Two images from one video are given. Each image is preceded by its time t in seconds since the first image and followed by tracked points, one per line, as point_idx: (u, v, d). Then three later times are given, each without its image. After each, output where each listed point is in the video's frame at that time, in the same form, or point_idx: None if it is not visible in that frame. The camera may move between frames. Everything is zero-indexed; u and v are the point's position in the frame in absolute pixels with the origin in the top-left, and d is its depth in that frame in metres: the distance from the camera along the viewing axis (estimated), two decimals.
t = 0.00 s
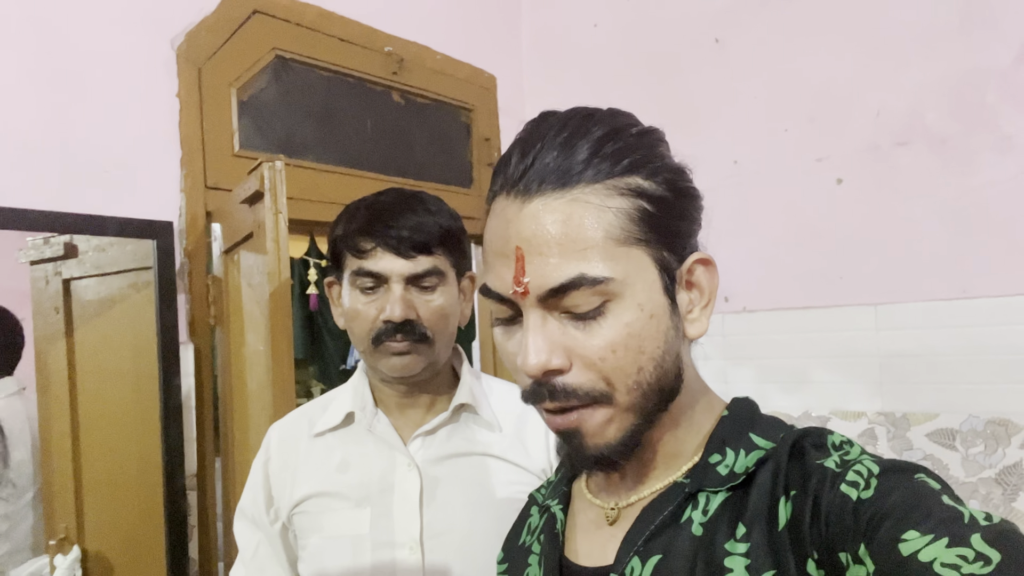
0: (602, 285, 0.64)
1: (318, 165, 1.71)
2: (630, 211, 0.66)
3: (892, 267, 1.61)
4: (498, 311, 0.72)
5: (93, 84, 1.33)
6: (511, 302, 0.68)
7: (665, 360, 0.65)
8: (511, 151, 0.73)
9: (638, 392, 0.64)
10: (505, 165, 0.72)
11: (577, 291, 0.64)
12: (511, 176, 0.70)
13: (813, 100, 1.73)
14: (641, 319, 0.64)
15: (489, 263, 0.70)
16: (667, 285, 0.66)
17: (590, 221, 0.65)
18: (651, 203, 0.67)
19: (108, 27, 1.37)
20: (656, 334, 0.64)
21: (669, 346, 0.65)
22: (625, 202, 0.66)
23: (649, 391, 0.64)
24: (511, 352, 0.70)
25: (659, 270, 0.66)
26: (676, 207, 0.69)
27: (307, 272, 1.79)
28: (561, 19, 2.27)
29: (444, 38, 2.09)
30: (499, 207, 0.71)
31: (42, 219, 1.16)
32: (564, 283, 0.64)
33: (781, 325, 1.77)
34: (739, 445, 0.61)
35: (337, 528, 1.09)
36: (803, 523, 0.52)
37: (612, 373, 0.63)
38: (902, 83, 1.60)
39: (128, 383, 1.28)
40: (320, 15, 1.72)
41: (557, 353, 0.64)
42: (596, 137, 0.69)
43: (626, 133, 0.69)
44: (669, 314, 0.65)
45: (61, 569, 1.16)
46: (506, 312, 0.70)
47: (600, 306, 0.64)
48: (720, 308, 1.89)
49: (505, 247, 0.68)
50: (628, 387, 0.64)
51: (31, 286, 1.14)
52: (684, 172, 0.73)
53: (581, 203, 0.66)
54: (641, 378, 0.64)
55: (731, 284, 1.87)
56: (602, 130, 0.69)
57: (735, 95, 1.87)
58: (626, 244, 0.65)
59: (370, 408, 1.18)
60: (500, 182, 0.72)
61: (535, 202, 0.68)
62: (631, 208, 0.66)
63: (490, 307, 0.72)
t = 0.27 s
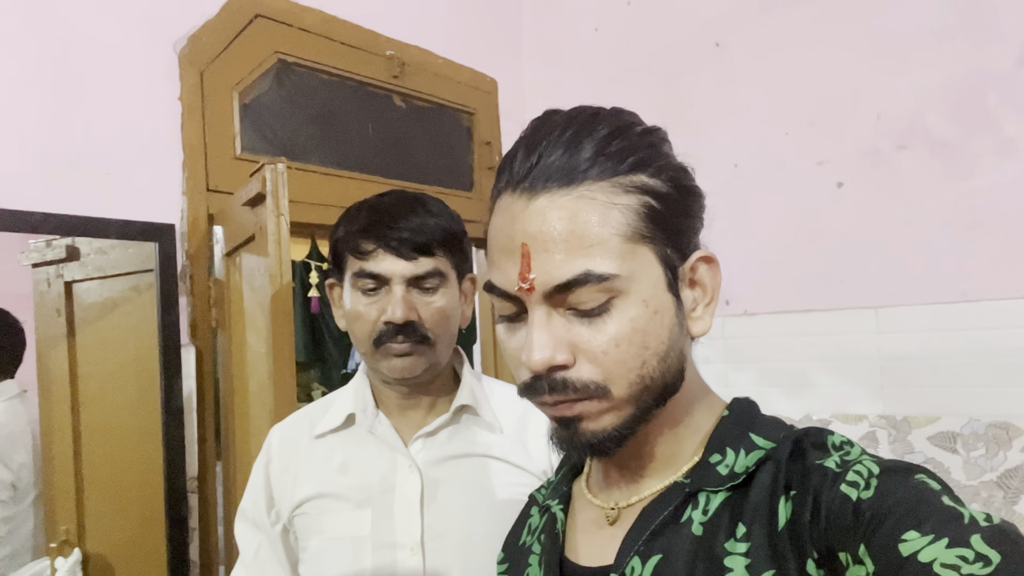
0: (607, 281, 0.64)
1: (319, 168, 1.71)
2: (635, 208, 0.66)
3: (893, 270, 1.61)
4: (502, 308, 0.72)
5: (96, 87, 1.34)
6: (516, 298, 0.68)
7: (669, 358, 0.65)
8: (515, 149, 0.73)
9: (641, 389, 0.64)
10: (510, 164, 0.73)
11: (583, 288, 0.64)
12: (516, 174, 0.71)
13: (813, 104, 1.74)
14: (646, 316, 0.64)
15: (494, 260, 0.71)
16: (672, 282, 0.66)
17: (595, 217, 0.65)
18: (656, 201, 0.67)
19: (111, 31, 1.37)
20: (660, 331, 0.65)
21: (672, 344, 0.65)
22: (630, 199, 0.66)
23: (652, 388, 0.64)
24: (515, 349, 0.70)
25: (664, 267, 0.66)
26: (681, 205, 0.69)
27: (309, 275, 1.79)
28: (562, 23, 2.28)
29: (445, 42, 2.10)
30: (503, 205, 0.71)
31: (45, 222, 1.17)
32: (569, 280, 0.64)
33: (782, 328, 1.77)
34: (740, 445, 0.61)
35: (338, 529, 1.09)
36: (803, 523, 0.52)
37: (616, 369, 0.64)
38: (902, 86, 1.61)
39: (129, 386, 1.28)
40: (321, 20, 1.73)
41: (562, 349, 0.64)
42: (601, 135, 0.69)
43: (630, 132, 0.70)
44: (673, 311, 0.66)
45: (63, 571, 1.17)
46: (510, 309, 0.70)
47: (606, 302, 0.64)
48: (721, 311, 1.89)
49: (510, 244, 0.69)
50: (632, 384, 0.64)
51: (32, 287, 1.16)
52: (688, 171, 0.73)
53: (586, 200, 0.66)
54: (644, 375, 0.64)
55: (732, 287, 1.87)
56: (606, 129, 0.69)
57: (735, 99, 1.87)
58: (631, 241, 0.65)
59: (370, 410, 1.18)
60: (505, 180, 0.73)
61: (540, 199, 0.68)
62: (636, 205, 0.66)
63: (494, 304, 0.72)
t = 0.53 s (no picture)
0: (605, 282, 0.64)
1: (317, 172, 1.72)
2: (633, 209, 0.66)
3: (890, 275, 1.62)
4: (499, 307, 0.72)
5: (94, 91, 1.34)
6: (513, 297, 0.68)
7: (665, 360, 0.65)
8: (514, 150, 0.74)
9: (637, 391, 0.64)
10: (509, 164, 0.73)
11: (580, 287, 0.65)
12: (515, 174, 0.71)
13: (811, 109, 1.74)
14: (643, 317, 0.64)
15: (492, 259, 0.71)
16: (668, 284, 0.66)
17: (594, 218, 0.66)
18: (654, 203, 0.67)
19: (110, 35, 1.38)
20: (657, 332, 0.65)
21: (668, 346, 0.66)
22: (628, 200, 0.67)
23: (649, 390, 0.65)
24: (512, 349, 0.70)
25: (661, 269, 0.66)
26: (679, 209, 0.70)
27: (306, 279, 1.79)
28: (560, 28, 2.28)
29: (443, 47, 2.10)
30: (502, 204, 0.71)
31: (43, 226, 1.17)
32: (566, 279, 0.64)
33: (780, 333, 1.78)
34: (736, 449, 0.61)
35: (335, 533, 1.09)
36: (799, 527, 0.52)
37: (613, 370, 0.64)
38: (899, 92, 1.61)
39: (125, 390, 1.28)
40: (318, 23, 1.72)
41: (559, 349, 0.65)
42: (600, 137, 0.69)
43: (629, 135, 0.70)
44: (669, 314, 0.66)
45: None
46: (506, 308, 0.70)
47: (603, 303, 0.65)
48: (718, 315, 1.89)
49: (508, 243, 0.69)
50: (628, 385, 0.64)
51: (29, 291, 1.15)
52: (686, 175, 0.73)
53: (585, 200, 0.67)
54: (640, 377, 0.64)
55: (729, 292, 1.87)
56: (605, 131, 0.70)
57: (733, 104, 1.88)
58: (628, 242, 0.65)
59: (368, 413, 1.19)
60: (503, 180, 0.73)
61: (539, 199, 0.68)
62: (633, 207, 0.67)
63: (491, 303, 0.72)
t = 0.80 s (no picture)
0: (608, 274, 0.65)
1: (320, 177, 1.72)
2: (637, 204, 0.67)
3: (891, 281, 1.62)
4: (503, 300, 0.72)
5: (99, 96, 1.35)
6: (517, 289, 0.68)
7: (669, 355, 0.66)
8: (521, 146, 0.74)
9: (640, 384, 0.64)
10: (516, 160, 0.74)
11: (583, 279, 0.65)
12: (521, 169, 0.72)
13: (811, 116, 1.75)
14: (646, 310, 0.65)
15: (497, 252, 0.71)
16: (672, 280, 0.67)
17: (598, 211, 0.66)
18: (658, 199, 0.68)
19: (116, 40, 1.39)
20: (661, 326, 0.65)
21: (672, 341, 0.66)
22: (633, 195, 0.67)
23: (652, 384, 0.65)
24: (516, 343, 0.70)
25: (665, 264, 0.66)
26: (684, 206, 0.70)
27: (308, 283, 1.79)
28: (562, 36, 2.30)
29: (445, 53, 2.12)
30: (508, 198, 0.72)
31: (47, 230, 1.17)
32: (570, 271, 0.65)
33: (781, 339, 1.78)
34: (741, 447, 0.61)
35: (336, 534, 1.09)
36: (805, 525, 0.52)
37: (616, 362, 0.64)
38: (899, 99, 1.62)
39: (128, 394, 1.28)
40: (322, 30, 1.73)
41: (561, 341, 0.65)
42: (606, 134, 0.70)
43: (634, 132, 0.70)
44: (673, 308, 0.66)
45: None
46: (510, 301, 0.70)
47: (606, 296, 0.65)
48: (719, 321, 1.89)
49: (513, 235, 0.69)
50: (631, 378, 0.64)
51: (32, 296, 1.16)
52: (693, 174, 0.74)
53: (590, 194, 0.67)
54: (643, 370, 0.65)
55: (730, 298, 1.88)
56: (611, 128, 0.70)
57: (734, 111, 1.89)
58: (632, 235, 0.65)
59: (370, 414, 1.18)
60: (510, 176, 0.74)
61: (544, 192, 0.69)
62: (638, 202, 0.67)
63: (495, 297, 0.72)
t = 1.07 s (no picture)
0: (603, 271, 0.65)
1: (318, 180, 1.72)
2: (633, 202, 0.67)
3: (888, 285, 1.62)
4: (501, 298, 0.72)
5: (98, 97, 1.35)
6: (513, 286, 0.69)
7: (666, 353, 0.66)
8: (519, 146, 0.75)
9: (637, 382, 0.64)
10: (514, 159, 0.74)
11: (578, 276, 0.65)
12: (518, 167, 0.73)
13: (808, 120, 1.76)
14: (642, 308, 0.65)
15: (495, 250, 0.72)
16: (669, 277, 0.66)
17: (593, 208, 0.67)
18: (654, 197, 0.68)
19: (115, 42, 1.39)
20: (657, 324, 0.65)
21: (669, 339, 0.66)
22: (629, 193, 0.67)
23: (649, 381, 0.65)
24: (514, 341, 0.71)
25: (662, 262, 0.66)
26: (681, 204, 0.70)
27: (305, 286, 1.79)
28: (560, 40, 2.31)
29: (444, 57, 2.12)
30: (505, 197, 0.73)
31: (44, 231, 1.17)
32: (565, 267, 0.65)
33: (779, 342, 1.78)
34: (744, 445, 0.61)
35: (335, 534, 1.08)
36: (807, 522, 0.52)
37: (611, 359, 0.64)
38: (895, 103, 1.63)
39: (125, 396, 1.28)
40: (322, 33, 1.75)
41: (557, 338, 0.65)
42: (602, 133, 0.71)
43: (632, 131, 0.71)
44: (670, 306, 0.66)
45: None
46: (507, 297, 0.71)
47: (601, 292, 0.65)
48: (717, 325, 1.90)
49: (510, 233, 0.70)
50: (628, 375, 0.64)
51: (29, 298, 1.15)
52: (691, 174, 0.74)
53: (586, 192, 0.68)
54: (640, 367, 0.65)
55: (728, 302, 1.88)
56: (608, 127, 0.71)
57: (731, 115, 1.90)
58: (628, 233, 0.66)
59: (369, 415, 1.18)
60: (508, 175, 0.74)
61: (540, 190, 0.69)
62: (633, 199, 0.67)
63: (493, 295, 0.73)
